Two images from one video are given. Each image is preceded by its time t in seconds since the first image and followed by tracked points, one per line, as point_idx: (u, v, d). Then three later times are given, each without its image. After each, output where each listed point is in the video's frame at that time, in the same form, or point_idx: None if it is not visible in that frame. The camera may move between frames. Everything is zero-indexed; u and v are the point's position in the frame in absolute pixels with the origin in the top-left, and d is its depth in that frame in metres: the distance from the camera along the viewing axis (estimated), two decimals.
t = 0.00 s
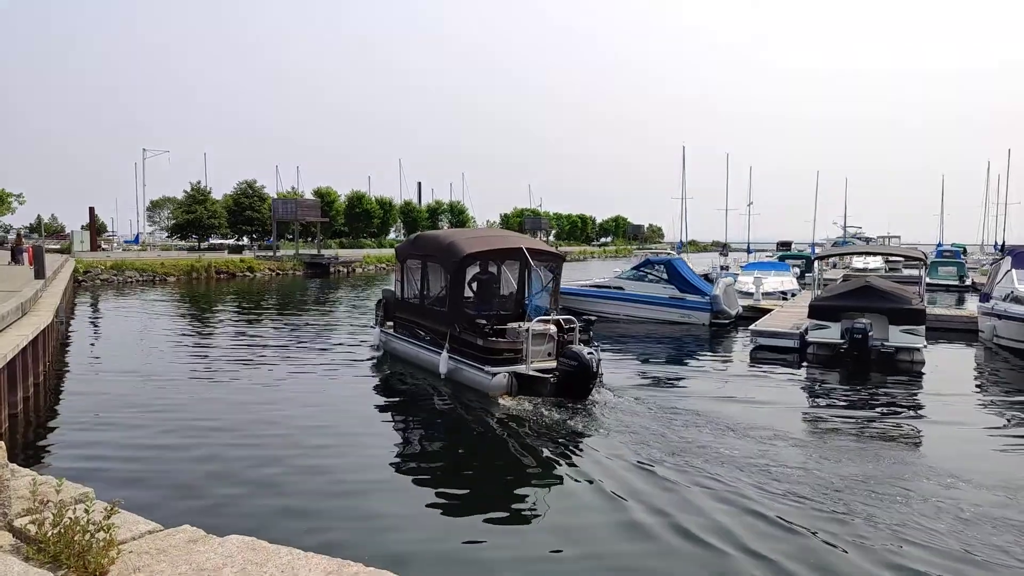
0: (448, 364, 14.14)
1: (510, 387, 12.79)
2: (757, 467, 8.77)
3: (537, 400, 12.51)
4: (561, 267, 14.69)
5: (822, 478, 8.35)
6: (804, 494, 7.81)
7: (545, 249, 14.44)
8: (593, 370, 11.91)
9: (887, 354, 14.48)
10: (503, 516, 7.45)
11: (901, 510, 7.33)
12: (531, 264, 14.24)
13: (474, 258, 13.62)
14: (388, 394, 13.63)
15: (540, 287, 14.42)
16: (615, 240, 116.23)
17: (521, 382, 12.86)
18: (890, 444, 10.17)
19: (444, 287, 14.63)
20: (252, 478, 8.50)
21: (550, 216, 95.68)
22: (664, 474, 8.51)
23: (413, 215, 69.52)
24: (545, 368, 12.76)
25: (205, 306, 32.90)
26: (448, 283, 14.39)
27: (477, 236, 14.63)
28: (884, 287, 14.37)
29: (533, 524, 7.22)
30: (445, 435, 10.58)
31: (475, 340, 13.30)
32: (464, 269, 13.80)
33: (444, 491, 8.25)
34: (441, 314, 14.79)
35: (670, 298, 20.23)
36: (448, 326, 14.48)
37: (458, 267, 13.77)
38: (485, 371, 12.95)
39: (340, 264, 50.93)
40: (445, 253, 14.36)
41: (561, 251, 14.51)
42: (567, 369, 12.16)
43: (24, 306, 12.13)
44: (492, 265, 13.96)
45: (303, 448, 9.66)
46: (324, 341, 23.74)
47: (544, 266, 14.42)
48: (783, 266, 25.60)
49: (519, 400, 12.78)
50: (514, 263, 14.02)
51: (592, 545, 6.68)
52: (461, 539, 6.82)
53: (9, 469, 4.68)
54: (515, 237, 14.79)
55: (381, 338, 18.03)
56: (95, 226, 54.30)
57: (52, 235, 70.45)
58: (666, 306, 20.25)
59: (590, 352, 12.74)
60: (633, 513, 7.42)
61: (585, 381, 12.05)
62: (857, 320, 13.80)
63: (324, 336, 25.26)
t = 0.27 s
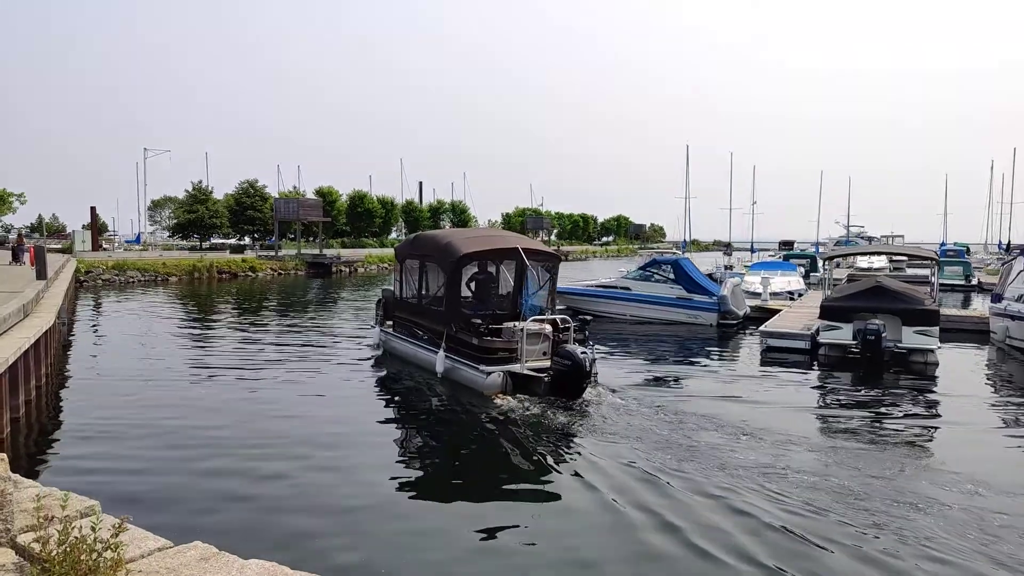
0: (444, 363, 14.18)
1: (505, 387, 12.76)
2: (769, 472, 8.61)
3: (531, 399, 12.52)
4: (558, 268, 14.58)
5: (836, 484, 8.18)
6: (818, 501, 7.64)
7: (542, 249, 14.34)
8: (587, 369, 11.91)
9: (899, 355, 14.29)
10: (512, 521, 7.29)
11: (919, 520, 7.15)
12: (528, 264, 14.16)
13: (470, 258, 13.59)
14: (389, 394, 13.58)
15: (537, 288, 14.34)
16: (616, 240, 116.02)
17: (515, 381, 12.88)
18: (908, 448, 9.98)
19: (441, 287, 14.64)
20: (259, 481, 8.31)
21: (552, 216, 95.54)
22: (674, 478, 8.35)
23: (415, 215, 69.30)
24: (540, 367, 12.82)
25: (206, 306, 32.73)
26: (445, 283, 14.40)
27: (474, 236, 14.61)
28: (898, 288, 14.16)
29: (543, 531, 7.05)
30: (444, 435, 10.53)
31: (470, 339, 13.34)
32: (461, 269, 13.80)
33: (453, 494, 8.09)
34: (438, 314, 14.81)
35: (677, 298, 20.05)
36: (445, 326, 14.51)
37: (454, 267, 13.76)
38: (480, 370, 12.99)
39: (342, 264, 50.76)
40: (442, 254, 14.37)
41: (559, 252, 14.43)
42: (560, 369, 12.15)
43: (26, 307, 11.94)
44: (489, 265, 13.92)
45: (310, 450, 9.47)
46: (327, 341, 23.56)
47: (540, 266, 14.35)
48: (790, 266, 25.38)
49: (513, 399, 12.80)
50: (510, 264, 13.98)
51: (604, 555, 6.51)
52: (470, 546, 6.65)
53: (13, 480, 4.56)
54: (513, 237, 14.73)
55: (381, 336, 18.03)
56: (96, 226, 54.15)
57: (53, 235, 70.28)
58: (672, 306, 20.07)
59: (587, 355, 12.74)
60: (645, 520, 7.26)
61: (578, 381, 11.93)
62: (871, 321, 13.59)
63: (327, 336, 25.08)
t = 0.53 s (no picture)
0: (440, 362, 14.19)
1: (498, 385, 12.76)
2: (782, 477, 8.41)
3: (525, 397, 12.51)
4: (553, 267, 14.45)
5: (852, 490, 7.99)
6: (834, 507, 7.45)
7: (537, 248, 14.16)
8: (580, 366, 11.92)
9: (912, 356, 14.10)
10: (521, 527, 7.09)
11: (940, 527, 6.95)
12: (522, 264, 14.01)
13: (463, 258, 13.49)
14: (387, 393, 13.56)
15: (531, 287, 14.22)
16: (618, 240, 115.81)
17: (509, 379, 12.87)
18: (924, 451, 9.78)
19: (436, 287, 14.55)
20: (264, 486, 8.10)
21: (553, 216, 95.34)
22: (685, 483, 8.16)
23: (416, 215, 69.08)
24: (533, 366, 12.81)
25: (208, 307, 32.55)
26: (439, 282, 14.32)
27: (469, 235, 14.48)
28: (911, 288, 13.97)
29: (553, 538, 6.86)
30: (442, 434, 10.42)
31: (465, 337, 13.32)
32: (454, 269, 13.68)
33: (461, 499, 7.89)
34: (433, 313, 14.76)
35: (683, 298, 19.87)
36: (440, 325, 14.47)
37: (447, 267, 13.67)
38: (474, 369, 12.98)
39: (344, 265, 50.59)
40: (436, 253, 14.26)
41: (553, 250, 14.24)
42: (554, 366, 12.14)
43: (26, 309, 11.73)
44: (482, 265, 13.79)
45: (315, 453, 9.25)
46: (329, 342, 23.36)
47: (535, 265, 14.19)
48: (796, 266, 25.17)
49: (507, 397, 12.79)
50: (503, 263, 13.82)
51: (617, 564, 6.32)
52: (479, 554, 6.46)
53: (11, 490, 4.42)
54: (507, 235, 14.56)
55: (381, 336, 17.98)
56: (96, 227, 53.96)
57: (53, 236, 70.01)
58: (679, 306, 19.86)
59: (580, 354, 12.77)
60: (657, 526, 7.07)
61: (571, 379, 12.03)
62: (884, 322, 13.40)
63: (329, 337, 24.88)
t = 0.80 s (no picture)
0: (437, 360, 14.16)
1: (493, 382, 12.64)
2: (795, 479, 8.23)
3: (519, 395, 12.37)
4: (548, 265, 14.63)
5: (867, 492, 7.79)
6: (850, 510, 7.25)
7: (532, 247, 14.31)
8: (573, 365, 11.78)
9: (926, 357, 13.87)
10: (531, 531, 6.88)
11: (962, 534, 6.75)
12: (518, 263, 14.15)
13: (459, 257, 13.57)
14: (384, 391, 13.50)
15: (526, 285, 14.38)
16: (620, 238, 115.55)
17: (504, 377, 12.73)
18: (942, 454, 9.55)
19: (432, 286, 14.67)
20: (267, 491, 7.89)
21: (555, 215, 95.09)
22: (696, 484, 7.96)
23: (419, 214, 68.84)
24: (528, 364, 12.66)
25: (210, 305, 32.38)
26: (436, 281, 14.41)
27: (464, 234, 14.59)
28: (925, 288, 13.74)
29: (564, 541, 6.65)
30: (445, 436, 10.25)
31: (459, 335, 13.24)
32: (450, 268, 13.81)
33: (469, 503, 7.67)
34: (430, 310, 14.79)
35: (691, 298, 19.64)
36: (437, 322, 14.50)
37: (444, 266, 13.76)
38: (469, 367, 12.87)
39: (347, 264, 50.39)
40: (432, 253, 14.36)
41: (548, 249, 14.37)
42: (548, 365, 12.00)
43: (25, 309, 11.49)
44: (478, 263, 13.92)
45: (319, 457, 9.04)
46: (332, 341, 23.15)
47: (530, 264, 14.35)
48: (804, 265, 24.91)
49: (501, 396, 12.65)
50: (498, 262, 13.98)
51: (619, 568, 6.14)
52: (489, 561, 6.25)
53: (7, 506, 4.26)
54: (503, 234, 14.70)
55: (381, 334, 17.92)
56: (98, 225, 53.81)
57: (55, 235, 69.91)
58: (687, 306, 19.63)
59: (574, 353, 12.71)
60: (670, 528, 6.84)
61: (565, 378, 11.95)
62: (898, 322, 13.18)
63: (332, 336, 24.67)
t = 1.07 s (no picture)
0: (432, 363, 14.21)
1: (487, 385, 12.79)
2: (802, 488, 8.13)
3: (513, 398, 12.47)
4: (544, 268, 14.37)
5: (876, 502, 7.69)
6: (860, 522, 7.14)
7: (527, 251, 14.19)
8: (565, 368, 11.93)
9: (938, 362, 13.71)
10: (537, 545, 6.76)
11: (979, 547, 6.61)
12: (513, 266, 14.03)
13: (451, 261, 13.47)
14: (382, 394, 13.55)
15: (522, 289, 14.25)
16: (621, 241, 115.40)
17: (498, 380, 12.83)
18: (956, 463, 9.39)
19: (428, 289, 14.60)
20: (272, 504, 7.71)
21: (556, 217, 94.95)
22: (702, 495, 7.86)
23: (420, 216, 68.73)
24: (522, 367, 12.82)
25: (211, 309, 32.21)
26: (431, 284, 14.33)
27: (460, 238, 14.51)
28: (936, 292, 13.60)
29: (572, 555, 6.53)
30: (447, 444, 10.11)
31: (454, 339, 13.28)
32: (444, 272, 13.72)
33: (476, 514, 7.53)
34: (426, 314, 14.74)
35: (698, 302, 19.46)
36: (432, 326, 14.44)
37: (436, 271, 13.65)
38: (463, 370, 12.97)
39: (348, 266, 50.25)
40: (428, 256, 14.29)
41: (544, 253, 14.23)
42: (540, 368, 12.16)
43: (25, 314, 11.33)
44: (473, 267, 13.82)
45: (324, 467, 8.87)
46: (334, 344, 22.97)
47: (525, 268, 14.22)
48: (810, 268, 24.74)
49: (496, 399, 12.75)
50: (493, 266, 13.88)
51: None
52: None
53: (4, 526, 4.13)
54: (498, 238, 14.59)
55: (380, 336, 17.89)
56: (99, 228, 53.63)
57: (56, 237, 69.74)
58: (694, 310, 19.44)
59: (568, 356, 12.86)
60: (672, 543, 6.72)
61: (558, 381, 12.06)
62: (911, 328, 13.01)
63: (334, 339, 24.49)
